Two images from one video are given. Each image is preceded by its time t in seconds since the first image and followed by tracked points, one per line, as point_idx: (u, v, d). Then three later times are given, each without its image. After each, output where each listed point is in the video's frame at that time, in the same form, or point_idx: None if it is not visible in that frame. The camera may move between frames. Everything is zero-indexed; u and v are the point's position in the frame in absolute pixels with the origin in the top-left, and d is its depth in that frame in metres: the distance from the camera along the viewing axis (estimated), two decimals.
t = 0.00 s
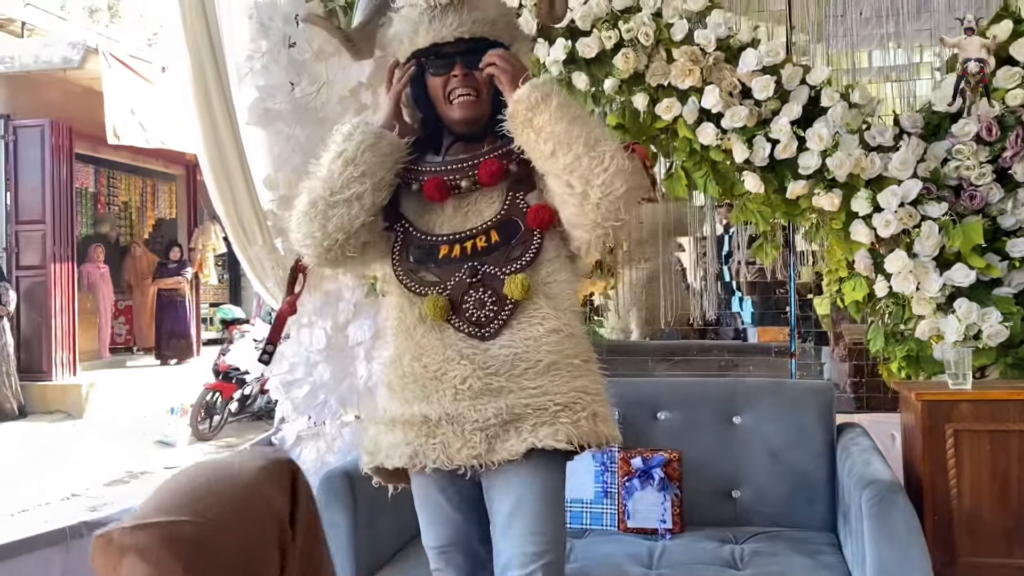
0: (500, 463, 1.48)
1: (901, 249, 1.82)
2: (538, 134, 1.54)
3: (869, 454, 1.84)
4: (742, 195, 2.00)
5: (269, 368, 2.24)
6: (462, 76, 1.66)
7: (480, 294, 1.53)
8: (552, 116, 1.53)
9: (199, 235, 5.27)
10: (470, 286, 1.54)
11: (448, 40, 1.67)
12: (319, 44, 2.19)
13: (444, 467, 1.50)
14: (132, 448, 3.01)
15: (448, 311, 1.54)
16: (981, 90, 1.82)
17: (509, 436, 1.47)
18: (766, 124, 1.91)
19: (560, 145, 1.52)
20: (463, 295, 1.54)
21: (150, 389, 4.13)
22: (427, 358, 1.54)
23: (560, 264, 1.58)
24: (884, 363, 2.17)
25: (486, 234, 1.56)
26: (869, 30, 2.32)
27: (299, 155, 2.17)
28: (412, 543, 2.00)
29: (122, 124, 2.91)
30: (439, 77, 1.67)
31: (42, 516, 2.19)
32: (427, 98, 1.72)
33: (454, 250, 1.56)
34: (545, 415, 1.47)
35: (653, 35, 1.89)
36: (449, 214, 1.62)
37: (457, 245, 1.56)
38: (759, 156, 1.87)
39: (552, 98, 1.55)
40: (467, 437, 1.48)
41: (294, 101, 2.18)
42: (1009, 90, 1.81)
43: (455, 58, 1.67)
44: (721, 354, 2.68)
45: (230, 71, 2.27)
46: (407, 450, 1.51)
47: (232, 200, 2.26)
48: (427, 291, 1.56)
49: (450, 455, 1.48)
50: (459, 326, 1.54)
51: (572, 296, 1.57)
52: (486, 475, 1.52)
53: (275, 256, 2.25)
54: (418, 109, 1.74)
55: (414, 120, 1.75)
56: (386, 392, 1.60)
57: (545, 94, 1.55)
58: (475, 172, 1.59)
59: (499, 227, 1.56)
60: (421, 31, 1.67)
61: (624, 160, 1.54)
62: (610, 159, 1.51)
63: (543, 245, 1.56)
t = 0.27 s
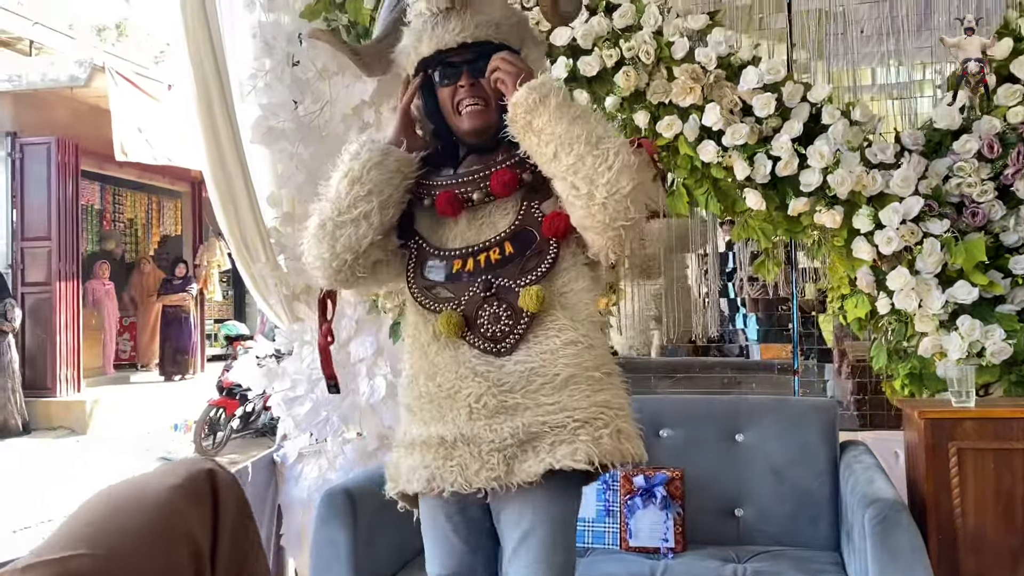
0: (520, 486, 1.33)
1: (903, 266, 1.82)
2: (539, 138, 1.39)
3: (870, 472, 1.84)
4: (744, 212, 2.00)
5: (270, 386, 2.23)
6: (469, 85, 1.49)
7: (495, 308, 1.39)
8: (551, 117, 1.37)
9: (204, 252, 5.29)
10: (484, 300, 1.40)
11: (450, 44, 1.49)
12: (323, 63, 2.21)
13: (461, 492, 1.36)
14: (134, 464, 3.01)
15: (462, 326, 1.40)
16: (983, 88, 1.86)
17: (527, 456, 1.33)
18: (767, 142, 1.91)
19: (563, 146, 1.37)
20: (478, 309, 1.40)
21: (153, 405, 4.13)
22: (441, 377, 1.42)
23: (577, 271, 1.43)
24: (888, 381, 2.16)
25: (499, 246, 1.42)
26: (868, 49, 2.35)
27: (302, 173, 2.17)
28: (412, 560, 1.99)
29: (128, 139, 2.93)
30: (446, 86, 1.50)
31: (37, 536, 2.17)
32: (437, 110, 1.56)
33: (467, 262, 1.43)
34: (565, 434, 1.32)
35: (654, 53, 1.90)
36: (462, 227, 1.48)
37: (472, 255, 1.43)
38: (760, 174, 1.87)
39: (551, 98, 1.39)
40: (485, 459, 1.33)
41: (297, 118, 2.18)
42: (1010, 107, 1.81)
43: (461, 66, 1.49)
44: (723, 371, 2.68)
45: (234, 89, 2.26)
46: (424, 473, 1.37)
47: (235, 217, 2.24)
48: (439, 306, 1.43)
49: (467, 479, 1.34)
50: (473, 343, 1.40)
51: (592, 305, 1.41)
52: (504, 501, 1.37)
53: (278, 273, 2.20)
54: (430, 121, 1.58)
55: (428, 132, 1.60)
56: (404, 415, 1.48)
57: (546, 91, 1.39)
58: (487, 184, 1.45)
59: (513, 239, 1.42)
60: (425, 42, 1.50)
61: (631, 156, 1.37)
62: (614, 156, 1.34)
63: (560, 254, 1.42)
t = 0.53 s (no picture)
0: (539, 530, 1.24)
1: (909, 290, 1.82)
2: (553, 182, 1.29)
3: (877, 499, 1.83)
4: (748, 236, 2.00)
5: (275, 409, 2.21)
6: (476, 116, 1.38)
7: (514, 343, 1.30)
8: (565, 161, 1.26)
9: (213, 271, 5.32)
10: (503, 334, 1.31)
11: (452, 72, 1.38)
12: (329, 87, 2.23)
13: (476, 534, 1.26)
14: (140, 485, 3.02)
15: (481, 363, 1.31)
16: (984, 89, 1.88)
17: (547, 500, 1.23)
18: (771, 165, 1.91)
19: (577, 188, 1.26)
20: (496, 344, 1.31)
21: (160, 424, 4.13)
22: (457, 414, 1.32)
23: (597, 305, 1.33)
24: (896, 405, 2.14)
25: (520, 278, 1.33)
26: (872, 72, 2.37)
27: (308, 197, 2.18)
28: None
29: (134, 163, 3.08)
30: (453, 117, 1.39)
31: (32, 560, 2.13)
32: (450, 140, 1.46)
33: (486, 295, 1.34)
34: (585, 477, 1.22)
35: (658, 77, 1.91)
36: (480, 261, 1.38)
37: (491, 288, 1.34)
38: (764, 198, 1.87)
39: (562, 139, 1.27)
40: (503, 501, 1.24)
41: (303, 142, 2.18)
42: (1015, 131, 1.80)
43: (467, 95, 1.38)
44: (730, 394, 2.65)
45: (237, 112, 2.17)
46: (436, 511, 1.25)
47: (243, 245, 2.10)
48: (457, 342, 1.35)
49: (484, 521, 1.24)
50: (492, 379, 1.31)
51: (615, 340, 1.31)
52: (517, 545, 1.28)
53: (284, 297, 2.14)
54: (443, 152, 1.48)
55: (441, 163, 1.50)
56: (416, 449, 1.38)
57: (558, 131, 1.27)
58: (507, 218, 1.35)
59: (534, 271, 1.33)
60: (429, 73, 1.41)
61: (647, 197, 1.25)
62: (631, 199, 1.22)
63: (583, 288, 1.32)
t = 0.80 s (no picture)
0: (528, 563, 1.23)
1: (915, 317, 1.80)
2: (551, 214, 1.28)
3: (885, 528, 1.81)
4: (753, 260, 1.98)
5: (277, 434, 2.21)
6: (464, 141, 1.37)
7: (506, 369, 1.28)
8: (560, 193, 1.26)
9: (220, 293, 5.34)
10: (495, 360, 1.29)
11: (438, 97, 1.37)
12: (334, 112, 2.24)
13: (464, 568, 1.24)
14: (143, 508, 3.01)
15: (472, 390, 1.29)
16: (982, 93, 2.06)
17: (538, 532, 1.22)
18: (776, 191, 1.91)
19: (574, 223, 1.26)
20: (488, 370, 1.29)
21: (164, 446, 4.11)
22: (445, 442, 1.30)
23: (590, 334, 1.34)
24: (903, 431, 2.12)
25: (513, 304, 1.31)
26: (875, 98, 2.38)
27: (313, 221, 2.17)
28: None
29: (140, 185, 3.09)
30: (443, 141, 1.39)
31: None
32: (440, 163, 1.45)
33: (478, 321, 1.32)
34: (576, 509, 1.21)
35: (661, 103, 1.91)
36: (473, 286, 1.38)
37: (482, 314, 1.32)
38: (769, 223, 1.86)
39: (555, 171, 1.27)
40: (493, 533, 1.22)
41: (308, 166, 2.17)
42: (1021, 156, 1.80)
43: (455, 119, 1.38)
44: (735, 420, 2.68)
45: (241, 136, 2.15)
46: (424, 545, 1.24)
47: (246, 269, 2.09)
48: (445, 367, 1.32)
49: (472, 554, 1.22)
50: (482, 405, 1.29)
51: (607, 370, 1.33)
52: None
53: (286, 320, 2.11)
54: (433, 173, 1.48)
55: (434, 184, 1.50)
56: (399, 481, 1.36)
57: (553, 163, 1.27)
58: (501, 240, 1.35)
59: (528, 297, 1.32)
60: (415, 98, 1.40)
61: (645, 231, 1.25)
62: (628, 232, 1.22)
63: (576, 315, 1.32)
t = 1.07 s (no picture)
0: None
1: (925, 336, 1.79)
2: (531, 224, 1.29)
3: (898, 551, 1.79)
4: (762, 279, 1.97)
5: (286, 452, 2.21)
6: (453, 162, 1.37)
7: (496, 386, 1.28)
8: (540, 202, 1.27)
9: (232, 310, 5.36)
10: (484, 376, 1.29)
11: (431, 118, 1.37)
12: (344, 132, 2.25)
13: None
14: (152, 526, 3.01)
15: (461, 407, 1.29)
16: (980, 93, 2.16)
17: (528, 549, 1.22)
18: (784, 210, 1.91)
19: (557, 232, 1.26)
20: (477, 386, 1.29)
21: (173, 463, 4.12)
22: (433, 461, 1.30)
23: (576, 347, 1.34)
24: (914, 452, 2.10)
25: (501, 319, 1.31)
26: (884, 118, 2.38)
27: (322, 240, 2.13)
28: None
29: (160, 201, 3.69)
30: (433, 160, 1.39)
31: None
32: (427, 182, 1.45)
33: (466, 337, 1.32)
34: (564, 524, 1.21)
35: (669, 122, 1.91)
36: (461, 302, 1.38)
37: (470, 331, 1.32)
38: (777, 243, 1.86)
39: (537, 183, 1.28)
40: (483, 551, 1.22)
41: (318, 185, 2.14)
42: None
43: (445, 138, 1.38)
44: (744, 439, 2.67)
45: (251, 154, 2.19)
46: (414, 567, 1.24)
47: (257, 290, 2.16)
48: (433, 384, 1.32)
49: (462, 574, 1.21)
50: (471, 422, 1.29)
51: (594, 384, 1.32)
52: None
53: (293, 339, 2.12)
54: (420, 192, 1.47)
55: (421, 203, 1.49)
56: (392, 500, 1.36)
57: (533, 175, 1.28)
58: (490, 257, 1.35)
59: (516, 312, 1.32)
60: (408, 116, 1.39)
61: (627, 236, 1.25)
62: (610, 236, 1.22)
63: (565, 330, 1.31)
